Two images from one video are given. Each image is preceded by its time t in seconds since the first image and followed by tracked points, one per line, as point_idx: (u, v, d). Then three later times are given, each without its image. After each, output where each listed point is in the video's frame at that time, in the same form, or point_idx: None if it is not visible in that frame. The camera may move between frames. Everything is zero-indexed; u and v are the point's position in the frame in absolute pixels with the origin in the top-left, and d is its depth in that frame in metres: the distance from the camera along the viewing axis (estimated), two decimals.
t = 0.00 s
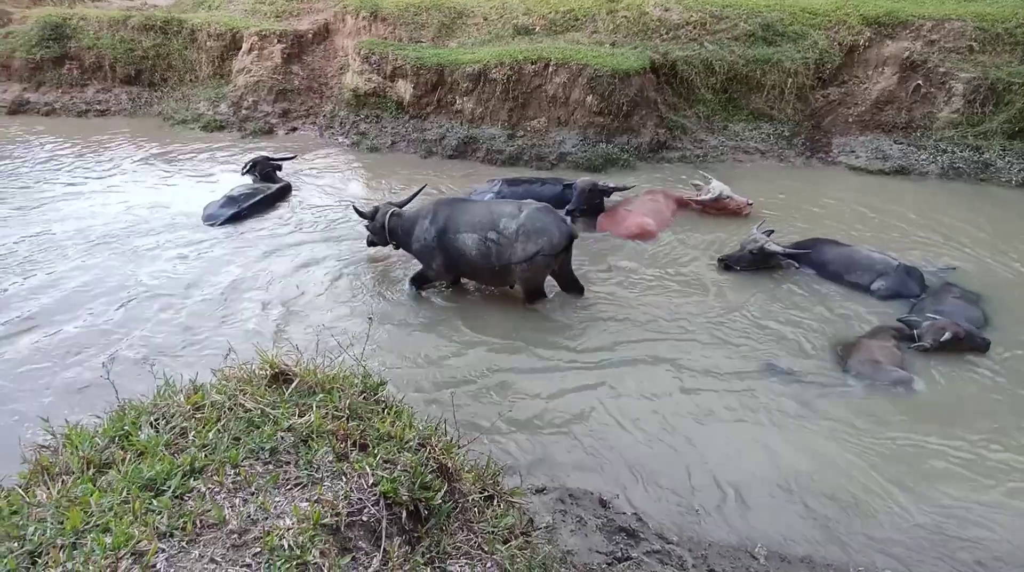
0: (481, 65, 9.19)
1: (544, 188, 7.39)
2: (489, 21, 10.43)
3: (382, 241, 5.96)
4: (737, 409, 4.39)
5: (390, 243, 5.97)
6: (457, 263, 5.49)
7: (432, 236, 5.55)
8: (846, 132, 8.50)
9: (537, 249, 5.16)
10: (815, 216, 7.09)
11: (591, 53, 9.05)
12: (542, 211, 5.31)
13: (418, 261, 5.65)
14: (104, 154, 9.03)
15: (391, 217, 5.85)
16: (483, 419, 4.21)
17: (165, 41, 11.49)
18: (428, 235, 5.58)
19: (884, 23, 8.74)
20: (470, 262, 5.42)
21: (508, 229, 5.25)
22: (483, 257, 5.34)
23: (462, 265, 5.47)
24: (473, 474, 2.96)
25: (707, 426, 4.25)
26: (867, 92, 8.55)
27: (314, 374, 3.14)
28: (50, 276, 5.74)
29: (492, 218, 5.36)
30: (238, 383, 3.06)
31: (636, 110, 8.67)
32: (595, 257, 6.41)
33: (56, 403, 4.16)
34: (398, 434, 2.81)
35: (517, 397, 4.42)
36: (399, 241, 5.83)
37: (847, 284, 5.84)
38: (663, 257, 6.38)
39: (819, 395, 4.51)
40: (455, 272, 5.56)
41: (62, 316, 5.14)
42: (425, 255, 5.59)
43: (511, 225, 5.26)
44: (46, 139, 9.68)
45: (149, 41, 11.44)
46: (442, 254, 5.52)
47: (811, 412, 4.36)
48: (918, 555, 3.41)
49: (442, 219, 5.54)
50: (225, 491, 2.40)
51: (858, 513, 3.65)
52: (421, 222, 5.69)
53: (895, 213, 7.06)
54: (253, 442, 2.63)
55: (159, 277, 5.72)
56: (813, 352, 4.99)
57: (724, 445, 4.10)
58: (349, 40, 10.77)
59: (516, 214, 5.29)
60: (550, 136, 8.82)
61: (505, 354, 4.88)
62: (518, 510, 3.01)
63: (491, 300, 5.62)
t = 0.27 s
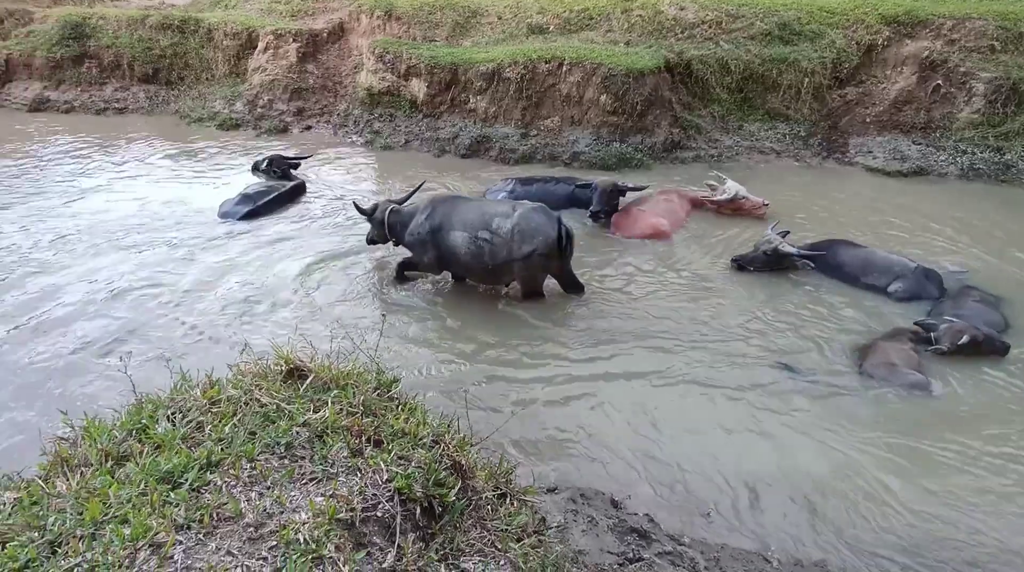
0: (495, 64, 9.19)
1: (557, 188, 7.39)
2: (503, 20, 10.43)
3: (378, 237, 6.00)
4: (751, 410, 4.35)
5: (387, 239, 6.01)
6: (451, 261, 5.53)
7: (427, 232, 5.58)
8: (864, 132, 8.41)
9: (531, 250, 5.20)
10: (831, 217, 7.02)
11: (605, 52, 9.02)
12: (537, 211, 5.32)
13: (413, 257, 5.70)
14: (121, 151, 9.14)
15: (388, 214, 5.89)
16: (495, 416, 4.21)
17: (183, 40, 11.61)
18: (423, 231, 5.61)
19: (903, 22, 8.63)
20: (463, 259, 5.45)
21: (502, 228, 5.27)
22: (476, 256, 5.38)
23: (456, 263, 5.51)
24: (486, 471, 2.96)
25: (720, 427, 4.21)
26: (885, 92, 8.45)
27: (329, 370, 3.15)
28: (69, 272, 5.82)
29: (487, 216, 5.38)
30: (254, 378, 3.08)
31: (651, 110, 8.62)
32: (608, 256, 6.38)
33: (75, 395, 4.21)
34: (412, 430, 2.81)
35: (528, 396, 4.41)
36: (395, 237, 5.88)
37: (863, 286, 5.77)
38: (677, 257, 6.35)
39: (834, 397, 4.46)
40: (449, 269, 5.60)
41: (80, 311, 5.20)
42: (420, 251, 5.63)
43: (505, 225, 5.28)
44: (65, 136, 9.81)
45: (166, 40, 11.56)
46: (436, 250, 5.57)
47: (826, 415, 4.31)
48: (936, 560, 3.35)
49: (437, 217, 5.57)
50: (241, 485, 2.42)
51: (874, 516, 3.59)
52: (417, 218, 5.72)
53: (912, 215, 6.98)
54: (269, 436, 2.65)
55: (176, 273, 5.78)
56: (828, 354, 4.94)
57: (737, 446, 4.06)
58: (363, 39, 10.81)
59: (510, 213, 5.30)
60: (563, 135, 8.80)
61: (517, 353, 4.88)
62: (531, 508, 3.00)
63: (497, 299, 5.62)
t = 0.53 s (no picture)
0: (507, 64, 9.19)
1: (568, 188, 7.37)
2: (516, 20, 10.43)
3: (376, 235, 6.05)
4: (763, 412, 4.31)
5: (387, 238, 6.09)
6: (447, 258, 5.57)
7: (422, 230, 5.64)
8: (880, 133, 8.31)
9: (522, 245, 5.18)
10: (846, 219, 6.96)
11: (618, 52, 8.99)
12: (528, 207, 5.30)
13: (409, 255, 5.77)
14: (137, 150, 9.24)
15: (385, 213, 5.94)
16: (506, 415, 4.20)
17: (198, 40, 11.72)
18: (418, 229, 5.67)
19: (921, 22, 8.53)
20: (457, 256, 5.49)
21: (493, 224, 5.28)
22: (470, 252, 5.40)
23: (452, 260, 5.54)
24: (497, 470, 2.96)
25: (731, 429, 4.17)
26: (902, 92, 8.35)
27: (341, 368, 3.17)
28: (85, 268, 5.89)
29: (479, 212, 5.40)
30: (266, 375, 3.10)
31: (663, 110, 8.58)
32: (619, 256, 6.36)
33: (90, 390, 4.27)
34: (424, 429, 2.82)
35: (538, 395, 4.40)
36: (393, 235, 5.95)
37: (878, 289, 5.71)
38: (689, 258, 6.31)
39: (848, 400, 4.41)
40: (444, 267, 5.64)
41: (96, 307, 5.26)
42: (416, 249, 5.70)
43: (496, 220, 5.27)
44: (82, 135, 9.93)
45: (182, 40, 11.67)
46: (430, 247, 5.62)
47: (840, 418, 4.26)
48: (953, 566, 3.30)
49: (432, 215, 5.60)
50: (254, 481, 2.43)
51: (889, 520, 3.54)
52: (414, 216, 5.79)
53: (929, 217, 6.89)
54: (281, 433, 2.66)
55: (189, 271, 5.84)
56: (842, 356, 4.88)
57: (748, 448, 4.02)
58: (376, 39, 10.86)
59: (501, 209, 5.29)
60: (575, 135, 8.78)
61: (528, 352, 4.87)
62: (541, 508, 3.00)
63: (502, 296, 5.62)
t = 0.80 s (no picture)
0: (519, 65, 9.20)
1: (579, 188, 7.35)
2: (528, 20, 10.43)
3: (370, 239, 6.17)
4: (775, 415, 4.28)
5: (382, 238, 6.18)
6: (438, 255, 5.64)
7: (415, 228, 5.72)
8: (896, 134, 8.23)
9: (511, 241, 5.26)
10: (860, 221, 6.89)
11: (631, 53, 8.97)
12: (518, 204, 5.37)
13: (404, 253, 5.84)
14: (153, 149, 9.34)
15: (381, 214, 6.07)
16: (515, 416, 4.20)
17: (213, 41, 11.83)
18: (412, 227, 5.75)
19: (938, 22, 8.44)
20: (449, 254, 5.55)
21: (483, 220, 5.35)
22: (460, 249, 5.49)
23: (443, 257, 5.61)
24: (507, 470, 2.95)
25: (742, 431, 4.14)
26: (919, 93, 8.26)
27: (353, 366, 3.18)
28: (100, 267, 5.95)
29: (470, 210, 5.49)
30: (279, 373, 3.13)
31: (676, 111, 8.54)
32: (631, 258, 6.34)
33: (104, 387, 4.31)
34: (435, 428, 2.82)
35: (548, 396, 4.39)
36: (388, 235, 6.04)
37: (892, 292, 5.65)
38: (700, 260, 6.28)
39: (862, 404, 4.37)
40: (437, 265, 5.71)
41: (111, 305, 5.32)
42: (409, 247, 5.77)
43: (486, 217, 5.37)
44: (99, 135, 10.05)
45: (197, 41, 11.79)
46: (423, 245, 5.69)
47: (853, 422, 4.22)
48: None
49: (425, 213, 5.71)
50: (267, 478, 2.45)
51: (904, 526, 3.49)
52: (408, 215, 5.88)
53: (946, 220, 6.81)
54: (294, 431, 2.68)
55: (203, 269, 5.89)
56: (856, 360, 4.83)
57: (760, 451, 3.99)
58: (389, 39, 10.90)
59: (491, 207, 5.40)
60: (586, 136, 8.76)
61: (538, 353, 4.86)
62: (550, 509, 2.99)
63: (505, 297, 5.64)
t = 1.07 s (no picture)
0: (533, 67, 9.20)
1: (591, 191, 7.33)
2: (542, 23, 10.44)
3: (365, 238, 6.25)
4: (788, 421, 4.24)
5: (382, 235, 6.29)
6: (433, 253, 5.73)
7: (413, 225, 5.82)
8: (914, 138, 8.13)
9: (503, 241, 5.32)
10: (877, 225, 6.81)
11: (645, 55, 8.95)
12: (511, 204, 5.42)
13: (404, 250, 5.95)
14: (169, 150, 9.44)
15: (378, 213, 6.16)
16: (527, 418, 4.19)
17: (230, 42, 11.96)
18: (411, 224, 5.85)
19: (958, 25, 8.36)
20: (444, 251, 5.64)
21: (476, 219, 5.43)
22: (454, 247, 5.57)
23: (438, 255, 5.70)
24: (520, 473, 2.94)
25: (756, 437, 4.11)
26: (937, 97, 8.17)
27: (367, 367, 3.19)
28: (117, 266, 6.03)
29: (465, 209, 5.56)
30: (295, 372, 3.15)
31: (689, 114, 8.50)
32: (644, 261, 6.32)
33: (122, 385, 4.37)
34: (449, 430, 2.83)
35: (560, 399, 4.39)
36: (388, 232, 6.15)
37: (909, 298, 5.58)
38: (714, 264, 6.23)
39: (878, 412, 4.31)
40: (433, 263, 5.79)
41: (127, 304, 5.38)
42: (408, 244, 5.88)
43: (479, 216, 5.44)
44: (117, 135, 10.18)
45: (214, 43, 11.92)
46: (420, 242, 5.79)
47: (869, 429, 4.17)
48: None
49: (421, 213, 5.81)
50: (283, 478, 2.46)
51: (921, 535, 3.44)
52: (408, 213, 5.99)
53: (964, 225, 6.71)
54: (309, 431, 2.69)
55: (218, 269, 5.94)
56: (871, 367, 4.78)
57: (772, 456, 3.96)
58: (403, 41, 10.95)
59: (484, 206, 5.47)
60: (600, 138, 8.74)
61: (550, 355, 4.85)
62: (563, 513, 2.97)
63: (511, 298, 5.65)
